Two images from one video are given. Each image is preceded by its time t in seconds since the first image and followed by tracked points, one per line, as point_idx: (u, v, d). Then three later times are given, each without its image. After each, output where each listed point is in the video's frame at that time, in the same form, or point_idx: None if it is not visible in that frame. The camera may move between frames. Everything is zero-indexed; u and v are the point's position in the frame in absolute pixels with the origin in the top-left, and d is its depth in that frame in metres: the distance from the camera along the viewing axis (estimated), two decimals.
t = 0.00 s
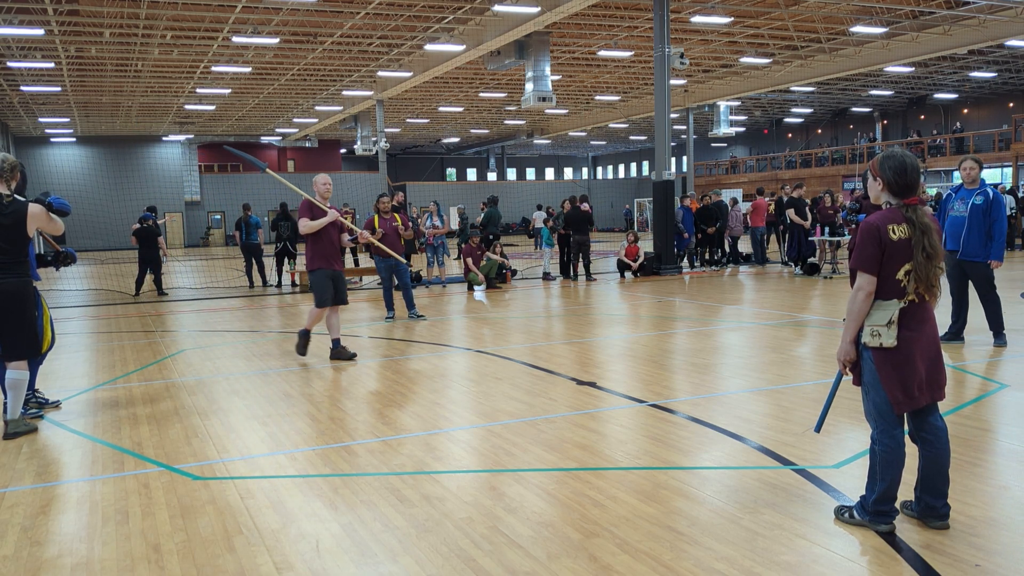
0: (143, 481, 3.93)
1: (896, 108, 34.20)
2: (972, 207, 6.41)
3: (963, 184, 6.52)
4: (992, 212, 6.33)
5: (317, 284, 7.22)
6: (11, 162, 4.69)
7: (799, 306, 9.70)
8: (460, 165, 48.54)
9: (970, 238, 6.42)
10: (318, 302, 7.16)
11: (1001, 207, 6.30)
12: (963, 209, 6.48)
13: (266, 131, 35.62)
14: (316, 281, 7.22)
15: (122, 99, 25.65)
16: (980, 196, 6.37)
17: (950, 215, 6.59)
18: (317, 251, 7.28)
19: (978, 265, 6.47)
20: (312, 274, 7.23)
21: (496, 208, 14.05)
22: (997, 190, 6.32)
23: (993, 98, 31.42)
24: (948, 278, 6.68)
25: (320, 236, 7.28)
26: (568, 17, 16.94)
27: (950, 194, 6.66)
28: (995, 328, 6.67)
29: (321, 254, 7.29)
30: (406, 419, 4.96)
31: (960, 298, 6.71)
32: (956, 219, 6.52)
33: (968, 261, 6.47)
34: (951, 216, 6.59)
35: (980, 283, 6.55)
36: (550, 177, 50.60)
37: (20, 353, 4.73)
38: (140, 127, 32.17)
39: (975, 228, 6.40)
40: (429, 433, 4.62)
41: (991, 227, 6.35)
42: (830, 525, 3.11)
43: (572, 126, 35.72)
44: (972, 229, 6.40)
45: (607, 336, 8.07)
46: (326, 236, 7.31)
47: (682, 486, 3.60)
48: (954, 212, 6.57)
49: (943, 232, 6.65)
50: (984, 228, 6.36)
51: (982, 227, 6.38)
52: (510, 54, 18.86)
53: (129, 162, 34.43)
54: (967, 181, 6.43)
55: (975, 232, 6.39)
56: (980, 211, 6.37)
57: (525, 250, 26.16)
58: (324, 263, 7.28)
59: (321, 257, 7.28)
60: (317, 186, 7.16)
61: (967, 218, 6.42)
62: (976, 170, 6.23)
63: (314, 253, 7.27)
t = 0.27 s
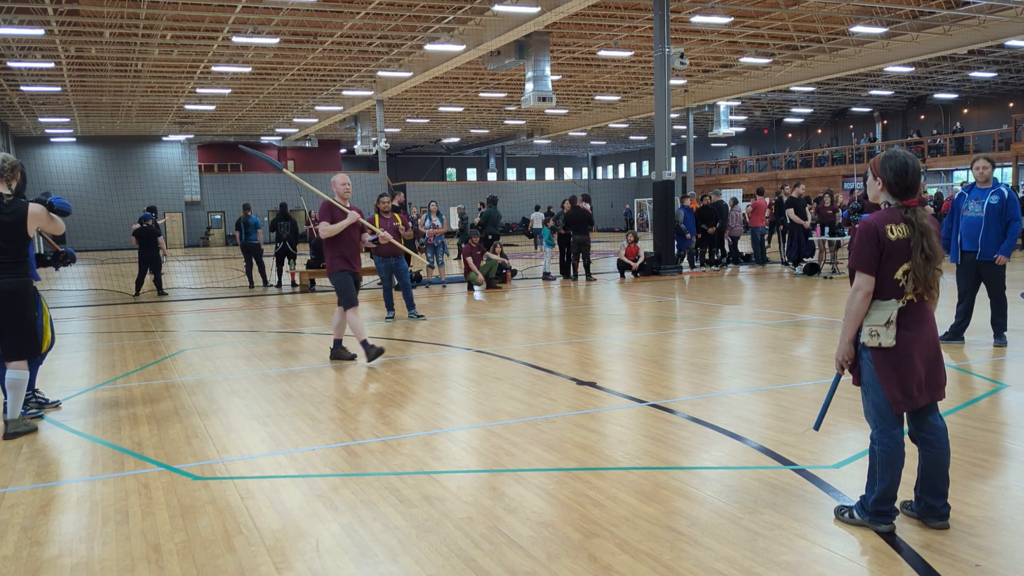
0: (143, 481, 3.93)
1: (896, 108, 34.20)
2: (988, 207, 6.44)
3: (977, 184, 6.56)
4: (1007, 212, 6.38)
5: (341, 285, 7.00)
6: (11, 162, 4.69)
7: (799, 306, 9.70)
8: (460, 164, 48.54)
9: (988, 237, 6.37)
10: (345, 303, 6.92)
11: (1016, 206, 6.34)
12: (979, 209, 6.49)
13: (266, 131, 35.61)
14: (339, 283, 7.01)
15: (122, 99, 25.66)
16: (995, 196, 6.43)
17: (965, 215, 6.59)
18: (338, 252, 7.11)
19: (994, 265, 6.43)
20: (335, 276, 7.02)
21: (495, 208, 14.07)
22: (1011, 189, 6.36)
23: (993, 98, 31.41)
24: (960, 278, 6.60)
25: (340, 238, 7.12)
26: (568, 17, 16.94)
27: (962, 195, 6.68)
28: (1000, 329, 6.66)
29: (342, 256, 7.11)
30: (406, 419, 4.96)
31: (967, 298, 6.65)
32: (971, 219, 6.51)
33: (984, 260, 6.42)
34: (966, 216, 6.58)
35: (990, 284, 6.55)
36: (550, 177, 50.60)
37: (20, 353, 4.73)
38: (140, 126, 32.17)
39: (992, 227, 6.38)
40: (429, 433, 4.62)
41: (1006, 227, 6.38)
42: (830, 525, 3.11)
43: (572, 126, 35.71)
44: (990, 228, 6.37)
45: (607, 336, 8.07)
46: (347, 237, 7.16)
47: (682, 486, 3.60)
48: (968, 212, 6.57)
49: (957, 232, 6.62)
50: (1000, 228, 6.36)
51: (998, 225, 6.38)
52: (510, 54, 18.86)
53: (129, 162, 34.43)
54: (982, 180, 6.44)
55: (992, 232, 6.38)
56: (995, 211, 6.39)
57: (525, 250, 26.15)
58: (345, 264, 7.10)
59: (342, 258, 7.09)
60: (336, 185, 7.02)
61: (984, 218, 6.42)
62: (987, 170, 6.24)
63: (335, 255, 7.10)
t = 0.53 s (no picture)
0: (143, 480, 3.93)
1: (896, 108, 34.21)
2: (999, 207, 6.43)
3: (987, 184, 6.54)
4: (1018, 212, 6.37)
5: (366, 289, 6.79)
6: (11, 161, 4.68)
7: (799, 307, 9.71)
8: (460, 164, 48.54)
9: (1001, 237, 6.41)
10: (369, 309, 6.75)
11: None
12: (990, 209, 6.48)
13: (265, 131, 35.62)
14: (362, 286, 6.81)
15: (122, 99, 25.66)
16: (1006, 195, 6.41)
17: (975, 215, 6.58)
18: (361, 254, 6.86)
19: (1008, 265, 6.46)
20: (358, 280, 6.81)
21: (495, 208, 14.08)
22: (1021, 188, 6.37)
23: (993, 98, 31.42)
24: (968, 278, 6.61)
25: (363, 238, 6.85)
26: (568, 17, 16.94)
27: (972, 194, 6.65)
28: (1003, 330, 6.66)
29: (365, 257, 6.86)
30: (406, 419, 4.95)
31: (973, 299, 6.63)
32: (983, 218, 6.51)
33: (997, 260, 6.45)
34: (976, 217, 6.57)
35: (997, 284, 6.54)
36: (550, 177, 50.61)
37: (19, 353, 4.73)
38: (140, 127, 32.18)
39: (1004, 227, 6.40)
40: (429, 433, 4.62)
41: (1017, 227, 6.39)
42: (829, 525, 3.11)
43: (572, 126, 35.71)
44: (1003, 228, 6.39)
45: (607, 336, 8.07)
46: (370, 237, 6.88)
47: (681, 485, 3.61)
48: (979, 212, 6.55)
49: (967, 232, 6.62)
50: (1011, 228, 6.39)
51: (1010, 225, 6.40)
52: (510, 54, 18.85)
53: (129, 162, 34.42)
54: (993, 180, 6.42)
55: (1005, 231, 6.40)
56: (1006, 211, 6.40)
57: (525, 250, 26.15)
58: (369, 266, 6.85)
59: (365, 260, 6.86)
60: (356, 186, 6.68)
61: (995, 218, 6.42)
62: (997, 169, 6.19)
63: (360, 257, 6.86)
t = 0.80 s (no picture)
0: (143, 480, 3.93)
1: (896, 108, 34.22)
2: (1002, 208, 6.43)
3: (989, 184, 6.54)
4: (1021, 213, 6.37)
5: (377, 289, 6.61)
6: (10, 162, 4.68)
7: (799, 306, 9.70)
8: (460, 164, 48.54)
9: (1004, 238, 6.41)
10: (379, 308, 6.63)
11: None
12: (993, 209, 6.48)
13: (265, 131, 35.62)
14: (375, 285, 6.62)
15: (122, 99, 25.66)
16: (1008, 196, 6.42)
17: (978, 216, 6.57)
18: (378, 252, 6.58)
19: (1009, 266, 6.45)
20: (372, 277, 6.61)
21: (495, 208, 14.07)
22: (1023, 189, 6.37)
23: (993, 98, 31.43)
24: (971, 279, 6.60)
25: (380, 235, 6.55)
26: (568, 17, 16.95)
27: (973, 195, 6.65)
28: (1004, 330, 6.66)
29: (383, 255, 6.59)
30: (406, 419, 4.95)
31: (977, 300, 6.58)
32: (985, 218, 6.51)
33: (999, 261, 6.45)
34: (979, 217, 6.57)
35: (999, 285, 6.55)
36: (550, 177, 50.62)
37: (20, 353, 4.73)
38: (140, 126, 32.18)
39: (1006, 227, 6.40)
40: (428, 433, 4.62)
41: (1020, 228, 6.40)
42: (830, 525, 3.11)
43: (572, 126, 35.71)
44: (1006, 228, 6.39)
45: (607, 336, 8.07)
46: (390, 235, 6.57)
47: (682, 485, 3.60)
48: (982, 212, 6.55)
49: (969, 233, 6.62)
50: (1013, 229, 6.39)
51: (1012, 226, 6.40)
52: (510, 54, 18.85)
53: (129, 162, 34.42)
54: (995, 180, 6.43)
55: (1008, 231, 6.39)
56: (1009, 211, 6.40)
57: (525, 250, 26.16)
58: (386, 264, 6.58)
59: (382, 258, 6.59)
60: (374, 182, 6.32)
61: (998, 219, 6.42)
62: (998, 170, 6.16)
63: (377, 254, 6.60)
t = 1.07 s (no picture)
0: (143, 481, 3.93)
1: (896, 108, 34.22)
2: (998, 208, 6.40)
3: (984, 183, 6.52)
4: (1016, 213, 6.33)
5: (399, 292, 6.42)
6: (10, 161, 4.68)
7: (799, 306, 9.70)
8: (460, 164, 48.53)
9: (1000, 238, 6.37)
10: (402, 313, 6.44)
11: None
12: (989, 210, 6.45)
13: (265, 131, 35.62)
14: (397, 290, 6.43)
15: (122, 99, 25.67)
16: (1004, 196, 6.38)
17: (973, 217, 6.56)
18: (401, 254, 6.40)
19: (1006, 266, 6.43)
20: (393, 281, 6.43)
21: (495, 208, 14.07)
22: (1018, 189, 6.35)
23: (993, 98, 31.43)
24: (969, 279, 6.61)
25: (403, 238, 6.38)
26: (568, 17, 16.95)
27: (969, 195, 6.63)
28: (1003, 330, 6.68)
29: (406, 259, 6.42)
30: (405, 419, 4.95)
31: (978, 301, 6.56)
32: (982, 218, 6.48)
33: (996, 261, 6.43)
34: (974, 218, 6.55)
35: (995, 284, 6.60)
36: (550, 177, 50.61)
37: (20, 353, 4.73)
38: (139, 126, 32.18)
39: (1002, 227, 6.36)
40: (428, 433, 4.62)
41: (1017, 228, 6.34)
42: (830, 525, 3.11)
43: (572, 126, 35.71)
44: (1001, 228, 6.36)
45: (606, 336, 8.07)
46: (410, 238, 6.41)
47: (682, 486, 3.60)
48: (978, 212, 6.54)
49: (966, 233, 6.61)
50: (1010, 229, 6.35)
51: (1008, 225, 6.35)
52: (510, 54, 18.85)
53: (129, 162, 34.42)
54: (989, 180, 6.42)
55: (1004, 231, 6.36)
56: (1005, 211, 6.37)
57: (525, 250, 26.16)
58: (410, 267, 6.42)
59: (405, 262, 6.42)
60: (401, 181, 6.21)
61: (995, 219, 6.39)
62: (989, 171, 6.22)
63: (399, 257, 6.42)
